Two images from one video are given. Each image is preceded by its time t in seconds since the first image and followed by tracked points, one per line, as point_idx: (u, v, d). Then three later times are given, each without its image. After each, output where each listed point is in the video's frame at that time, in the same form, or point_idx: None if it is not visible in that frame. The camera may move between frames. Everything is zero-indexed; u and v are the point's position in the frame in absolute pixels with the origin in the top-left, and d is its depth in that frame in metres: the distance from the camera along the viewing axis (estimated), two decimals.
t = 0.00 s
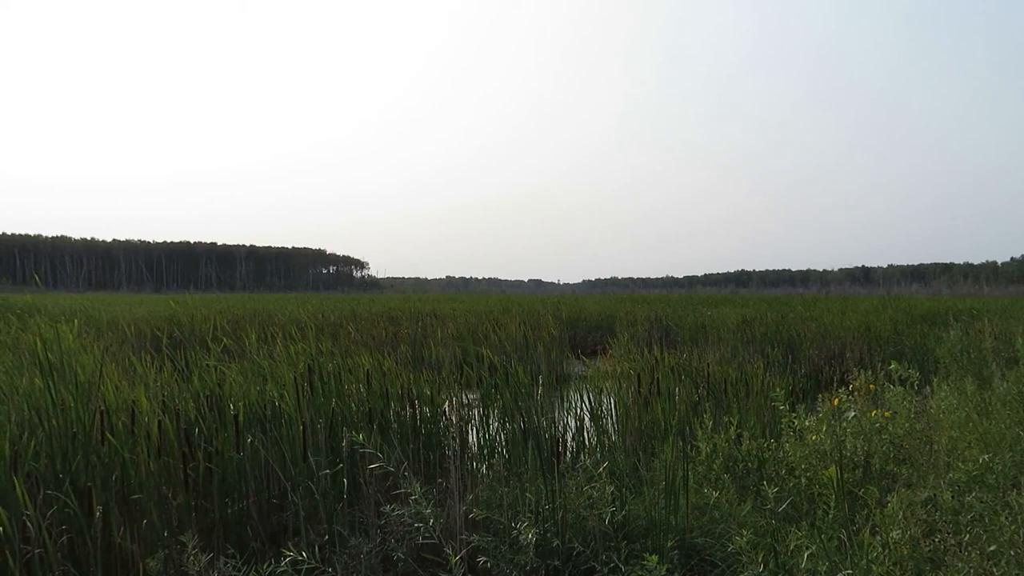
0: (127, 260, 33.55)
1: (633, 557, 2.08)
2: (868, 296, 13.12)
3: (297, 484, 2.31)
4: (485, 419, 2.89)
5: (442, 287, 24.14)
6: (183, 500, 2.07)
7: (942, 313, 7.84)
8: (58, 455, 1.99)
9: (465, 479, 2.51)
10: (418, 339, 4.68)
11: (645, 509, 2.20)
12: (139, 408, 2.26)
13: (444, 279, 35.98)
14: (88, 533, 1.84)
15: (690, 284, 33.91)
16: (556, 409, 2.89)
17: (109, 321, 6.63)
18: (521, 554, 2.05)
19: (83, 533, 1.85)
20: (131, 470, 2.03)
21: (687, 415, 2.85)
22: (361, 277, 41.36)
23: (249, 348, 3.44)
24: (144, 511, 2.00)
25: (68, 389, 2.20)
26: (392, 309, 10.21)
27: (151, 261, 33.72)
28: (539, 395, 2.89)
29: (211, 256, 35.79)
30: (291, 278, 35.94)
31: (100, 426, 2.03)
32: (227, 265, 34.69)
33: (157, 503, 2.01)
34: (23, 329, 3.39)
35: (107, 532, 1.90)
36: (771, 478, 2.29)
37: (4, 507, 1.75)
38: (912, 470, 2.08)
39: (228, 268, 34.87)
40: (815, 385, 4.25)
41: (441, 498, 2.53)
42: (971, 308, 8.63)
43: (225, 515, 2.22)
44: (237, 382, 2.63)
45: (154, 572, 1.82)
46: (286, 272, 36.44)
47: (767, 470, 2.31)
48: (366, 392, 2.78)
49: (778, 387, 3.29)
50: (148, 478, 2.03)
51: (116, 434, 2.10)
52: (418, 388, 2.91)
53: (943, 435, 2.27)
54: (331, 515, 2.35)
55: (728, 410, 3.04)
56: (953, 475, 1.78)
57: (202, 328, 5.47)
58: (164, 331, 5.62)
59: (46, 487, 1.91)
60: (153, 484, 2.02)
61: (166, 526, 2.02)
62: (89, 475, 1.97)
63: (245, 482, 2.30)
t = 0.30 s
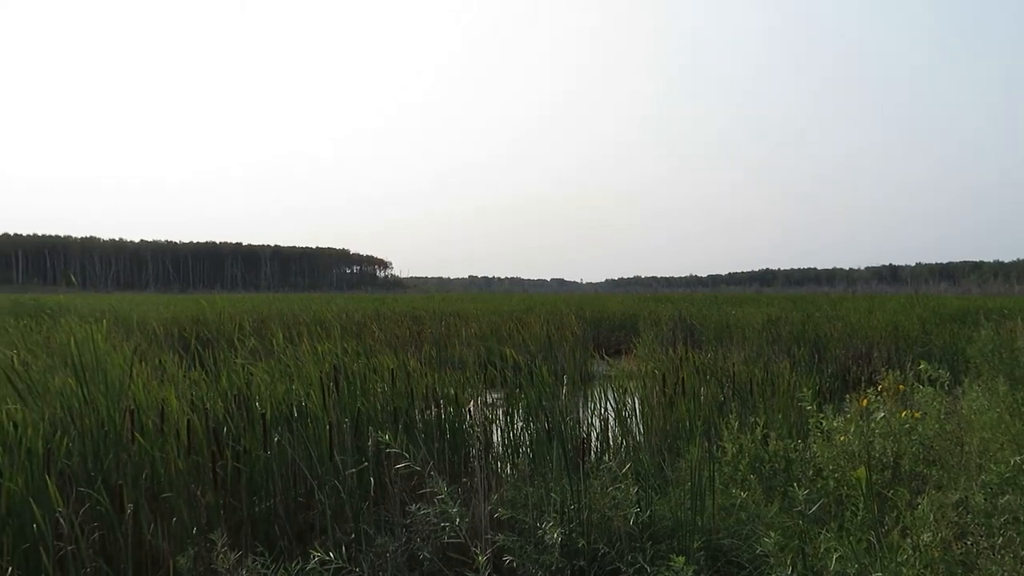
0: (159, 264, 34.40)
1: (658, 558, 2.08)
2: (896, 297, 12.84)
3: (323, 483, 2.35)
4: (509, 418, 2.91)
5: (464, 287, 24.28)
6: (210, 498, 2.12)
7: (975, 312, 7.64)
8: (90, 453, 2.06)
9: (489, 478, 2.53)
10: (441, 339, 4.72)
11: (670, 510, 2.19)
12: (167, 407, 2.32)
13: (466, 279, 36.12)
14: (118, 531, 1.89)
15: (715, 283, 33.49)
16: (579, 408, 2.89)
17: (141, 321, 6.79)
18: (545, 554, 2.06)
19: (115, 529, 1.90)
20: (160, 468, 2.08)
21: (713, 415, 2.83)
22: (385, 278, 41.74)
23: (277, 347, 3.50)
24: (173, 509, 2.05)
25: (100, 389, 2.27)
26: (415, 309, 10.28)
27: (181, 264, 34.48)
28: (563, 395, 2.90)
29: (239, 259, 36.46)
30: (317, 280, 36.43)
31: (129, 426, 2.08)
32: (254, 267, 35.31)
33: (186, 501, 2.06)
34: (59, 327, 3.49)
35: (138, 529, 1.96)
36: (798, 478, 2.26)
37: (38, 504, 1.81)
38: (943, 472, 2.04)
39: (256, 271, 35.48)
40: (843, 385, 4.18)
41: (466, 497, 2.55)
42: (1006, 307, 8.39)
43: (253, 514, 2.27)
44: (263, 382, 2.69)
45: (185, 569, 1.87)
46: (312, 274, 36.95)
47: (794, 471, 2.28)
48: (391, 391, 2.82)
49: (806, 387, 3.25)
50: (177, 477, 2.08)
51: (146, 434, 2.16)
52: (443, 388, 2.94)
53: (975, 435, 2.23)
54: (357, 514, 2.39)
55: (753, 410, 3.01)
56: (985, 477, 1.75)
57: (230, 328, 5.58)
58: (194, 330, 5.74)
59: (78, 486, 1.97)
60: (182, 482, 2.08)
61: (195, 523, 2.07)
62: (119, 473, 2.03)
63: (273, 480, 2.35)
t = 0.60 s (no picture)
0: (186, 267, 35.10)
1: (683, 560, 2.07)
2: (924, 296, 12.57)
3: (347, 482, 2.39)
4: (531, 418, 2.93)
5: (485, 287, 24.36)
6: (236, 497, 2.16)
7: (1007, 312, 7.46)
8: (119, 451, 2.11)
9: (513, 479, 2.54)
10: (463, 339, 4.74)
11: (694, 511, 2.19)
12: (195, 405, 2.37)
13: (486, 280, 36.22)
14: (148, 530, 1.94)
15: (737, 282, 33.09)
16: (601, 408, 2.89)
17: (170, 321, 6.94)
18: (569, 555, 2.07)
19: (143, 527, 1.95)
20: (187, 467, 2.13)
21: (737, 415, 2.81)
22: (406, 279, 42.06)
23: (302, 347, 3.55)
24: (201, 507, 2.10)
25: (129, 388, 2.32)
26: (436, 309, 10.34)
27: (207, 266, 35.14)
28: (585, 395, 2.90)
29: (263, 261, 37.04)
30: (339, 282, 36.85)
31: (157, 425, 2.13)
32: (278, 270, 35.84)
33: (213, 500, 2.11)
34: (92, 326, 3.59)
35: (165, 527, 2.00)
36: (824, 480, 2.24)
37: (68, 501, 1.85)
38: (973, 474, 2.00)
39: (280, 273, 36.01)
40: (870, 386, 4.11)
41: (490, 497, 2.57)
42: None
43: (279, 513, 2.31)
44: (287, 380, 2.74)
45: (213, 567, 1.91)
46: (334, 276, 37.38)
47: (820, 472, 2.25)
48: (414, 390, 2.85)
49: (831, 388, 3.21)
50: (204, 475, 2.13)
51: (173, 432, 2.20)
52: (465, 388, 2.96)
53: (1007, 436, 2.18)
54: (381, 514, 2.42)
55: (778, 411, 2.98)
56: (1018, 480, 1.72)
57: (255, 328, 5.67)
58: (220, 330, 5.85)
59: (107, 484, 2.02)
60: (208, 481, 2.12)
61: (221, 522, 2.11)
62: (146, 472, 2.07)
63: (298, 479, 2.39)
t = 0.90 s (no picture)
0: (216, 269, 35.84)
1: (710, 562, 2.06)
2: (956, 296, 12.26)
3: (374, 481, 2.42)
4: (556, 418, 2.93)
5: (507, 287, 24.41)
6: (265, 495, 2.20)
7: None
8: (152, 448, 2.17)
9: (538, 480, 2.56)
10: (486, 339, 4.77)
11: (721, 513, 2.17)
12: (223, 403, 2.42)
13: (509, 280, 36.28)
14: (178, 527, 1.99)
15: (764, 281, 32.59)
16: (626, 408, 2.89)
17: (202, 320, 7.09)
18: (595, 555, 2.07)
19: (174, 525, 2.00)
20: (217, 466, 2.18)
21: (764, 417, 2.77)
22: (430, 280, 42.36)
23: (330, 346, 3.60)
24: (230, 505, 2.15)
25: (162, 386, 2.39)
26: (460, 309, 10.38)
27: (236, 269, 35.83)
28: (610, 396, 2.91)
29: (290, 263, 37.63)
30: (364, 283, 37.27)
31: (188, 424, 2.18)
32: (304, 272, 36.38)
33: (242, 498, 2.15)
34: (128, 326, 3.69)
35: (196, 524, 2.06)
36: (854, 482, 2.21)
37: (102, 497, 1.91)
38: (1008, 478, 1.96)
39: (306, 275, 36.55)
40: (900, 387, 4.04)
41: (515, 497, 2.59)
42: None
43: (306, 511, 2.35)
44: (315, 380, 2.79)
45: (244, 563, 1.96)
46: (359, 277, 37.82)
47: (849, 475, 2.23)
48: (440, 390, 2.88)
49: (861, 390, 3.15)
50: (234, 474, 2.18)
51: (202, 430, 2.25)
52: (491, 387, 2.98)
53: None
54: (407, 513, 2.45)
55: (805, 412, 2.95)
56: None
57: (283, 328, 5.77)
58: (248, 330, 5.96)
59: (139, 482, 2.08)
60: (238, 480, 2.17)
61: (249, 518, 2.17)
62: (177, 470, 2.13)
63: (326, 478, 2.44)
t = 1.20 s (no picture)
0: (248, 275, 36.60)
1: (741, 570, 2.03)
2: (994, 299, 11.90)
3: (403, 485, 2.45)
4: (584, 422, 2.93)
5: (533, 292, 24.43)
6: (296, 498, 2.24)
7: None
8: (185, 452, 2.22)
9: (567, 484, 2.55)
10: (512, 344, 4.79)
11: (752, 519, 2.15)
12: (255, 407, 2.48)
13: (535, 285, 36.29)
14: (212, 529, 2.04)
15: (794, 284, 32.00)
16: (654, 413, 2.87)
17: (232, 324, 7.23)
18: (625, 561, 2.06)
19: (207, 527, 2.05)
20: (249, 469, 2.23)
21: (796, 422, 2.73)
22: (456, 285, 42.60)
23: (358, 350, 3.65)
24: (263, 507, 2.19)
25: (194, 390, 2.45)
26: (486, 313, 10.41)
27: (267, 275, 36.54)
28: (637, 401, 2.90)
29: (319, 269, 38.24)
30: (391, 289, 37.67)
31: (219, 428, 2.24)
32: (333, 277, 36.93)
33: (274, 501, 2.20)
34: (163, 331, 3.78)
35: (228, 525, 2.10)
36: (889, 489, 2.16)
37: (136, 499, 1.97)
38: None
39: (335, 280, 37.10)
40: (936, 393, 3.94)
41: (543, 501, 2.59)
42: None
43: (336, 514, 2.39)
44: (344, 384, 2.84)
45: (275, 566, 2.00)
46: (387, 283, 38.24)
47: (884, 481, 2.18)
48: (467, 394, 2.90)
49: (895, 396, 3.08)
50: (265, 476, 2.22)
51: (234, 433, 2.31)
52: (519, 391, 2.99)
53: None
54: (436, 516, 2.48)
55: (837, 417, 2.90)
56: None
57: (312, 333, 5.86)
58: (278, 335, 6.07)
59: (172, 484, 2.13)
60: (269, 482, 2.22)
61: (281, 521, 2.21)
62: (211, 473, 2.18)
63: (355, 482, 2.47)
